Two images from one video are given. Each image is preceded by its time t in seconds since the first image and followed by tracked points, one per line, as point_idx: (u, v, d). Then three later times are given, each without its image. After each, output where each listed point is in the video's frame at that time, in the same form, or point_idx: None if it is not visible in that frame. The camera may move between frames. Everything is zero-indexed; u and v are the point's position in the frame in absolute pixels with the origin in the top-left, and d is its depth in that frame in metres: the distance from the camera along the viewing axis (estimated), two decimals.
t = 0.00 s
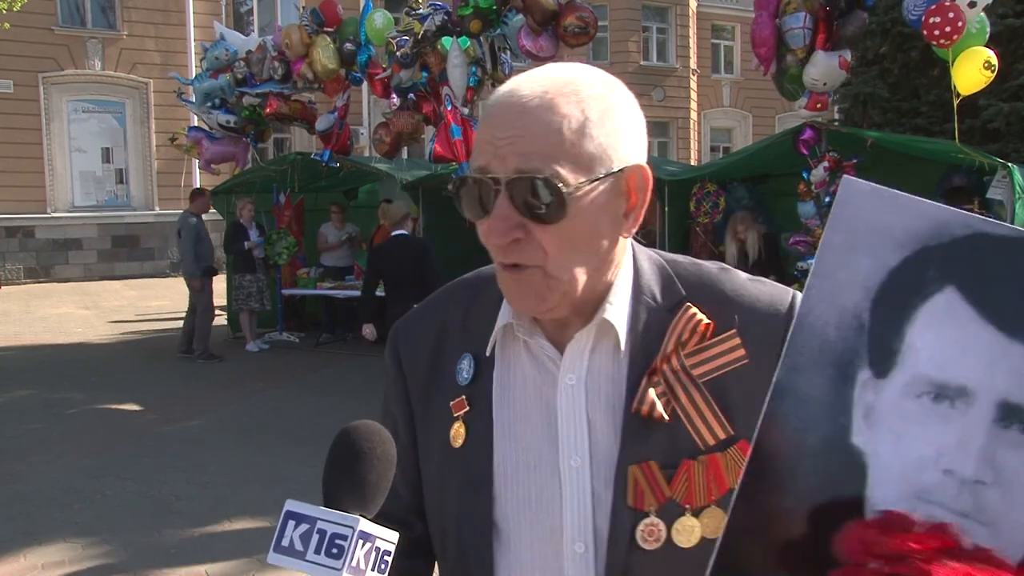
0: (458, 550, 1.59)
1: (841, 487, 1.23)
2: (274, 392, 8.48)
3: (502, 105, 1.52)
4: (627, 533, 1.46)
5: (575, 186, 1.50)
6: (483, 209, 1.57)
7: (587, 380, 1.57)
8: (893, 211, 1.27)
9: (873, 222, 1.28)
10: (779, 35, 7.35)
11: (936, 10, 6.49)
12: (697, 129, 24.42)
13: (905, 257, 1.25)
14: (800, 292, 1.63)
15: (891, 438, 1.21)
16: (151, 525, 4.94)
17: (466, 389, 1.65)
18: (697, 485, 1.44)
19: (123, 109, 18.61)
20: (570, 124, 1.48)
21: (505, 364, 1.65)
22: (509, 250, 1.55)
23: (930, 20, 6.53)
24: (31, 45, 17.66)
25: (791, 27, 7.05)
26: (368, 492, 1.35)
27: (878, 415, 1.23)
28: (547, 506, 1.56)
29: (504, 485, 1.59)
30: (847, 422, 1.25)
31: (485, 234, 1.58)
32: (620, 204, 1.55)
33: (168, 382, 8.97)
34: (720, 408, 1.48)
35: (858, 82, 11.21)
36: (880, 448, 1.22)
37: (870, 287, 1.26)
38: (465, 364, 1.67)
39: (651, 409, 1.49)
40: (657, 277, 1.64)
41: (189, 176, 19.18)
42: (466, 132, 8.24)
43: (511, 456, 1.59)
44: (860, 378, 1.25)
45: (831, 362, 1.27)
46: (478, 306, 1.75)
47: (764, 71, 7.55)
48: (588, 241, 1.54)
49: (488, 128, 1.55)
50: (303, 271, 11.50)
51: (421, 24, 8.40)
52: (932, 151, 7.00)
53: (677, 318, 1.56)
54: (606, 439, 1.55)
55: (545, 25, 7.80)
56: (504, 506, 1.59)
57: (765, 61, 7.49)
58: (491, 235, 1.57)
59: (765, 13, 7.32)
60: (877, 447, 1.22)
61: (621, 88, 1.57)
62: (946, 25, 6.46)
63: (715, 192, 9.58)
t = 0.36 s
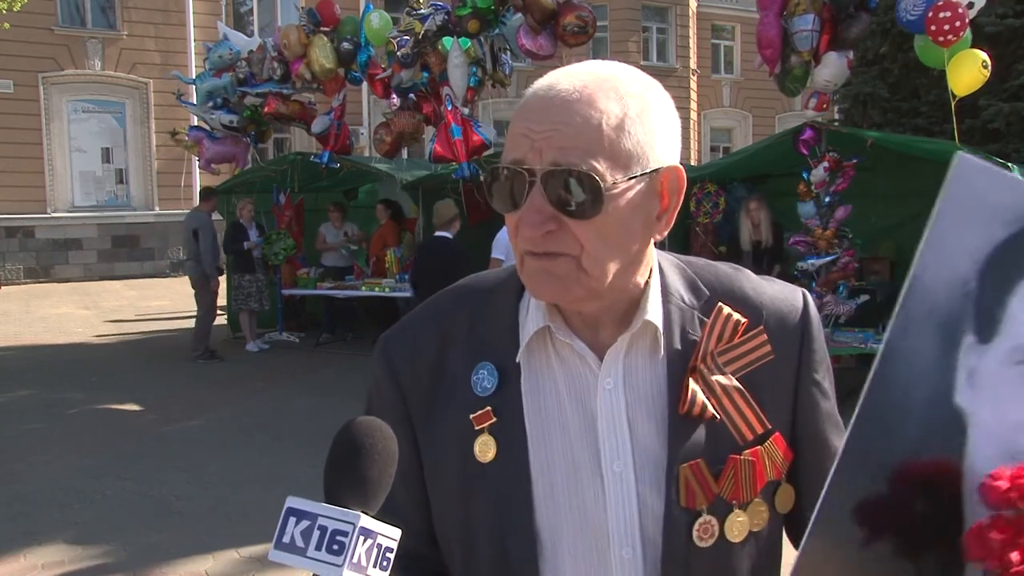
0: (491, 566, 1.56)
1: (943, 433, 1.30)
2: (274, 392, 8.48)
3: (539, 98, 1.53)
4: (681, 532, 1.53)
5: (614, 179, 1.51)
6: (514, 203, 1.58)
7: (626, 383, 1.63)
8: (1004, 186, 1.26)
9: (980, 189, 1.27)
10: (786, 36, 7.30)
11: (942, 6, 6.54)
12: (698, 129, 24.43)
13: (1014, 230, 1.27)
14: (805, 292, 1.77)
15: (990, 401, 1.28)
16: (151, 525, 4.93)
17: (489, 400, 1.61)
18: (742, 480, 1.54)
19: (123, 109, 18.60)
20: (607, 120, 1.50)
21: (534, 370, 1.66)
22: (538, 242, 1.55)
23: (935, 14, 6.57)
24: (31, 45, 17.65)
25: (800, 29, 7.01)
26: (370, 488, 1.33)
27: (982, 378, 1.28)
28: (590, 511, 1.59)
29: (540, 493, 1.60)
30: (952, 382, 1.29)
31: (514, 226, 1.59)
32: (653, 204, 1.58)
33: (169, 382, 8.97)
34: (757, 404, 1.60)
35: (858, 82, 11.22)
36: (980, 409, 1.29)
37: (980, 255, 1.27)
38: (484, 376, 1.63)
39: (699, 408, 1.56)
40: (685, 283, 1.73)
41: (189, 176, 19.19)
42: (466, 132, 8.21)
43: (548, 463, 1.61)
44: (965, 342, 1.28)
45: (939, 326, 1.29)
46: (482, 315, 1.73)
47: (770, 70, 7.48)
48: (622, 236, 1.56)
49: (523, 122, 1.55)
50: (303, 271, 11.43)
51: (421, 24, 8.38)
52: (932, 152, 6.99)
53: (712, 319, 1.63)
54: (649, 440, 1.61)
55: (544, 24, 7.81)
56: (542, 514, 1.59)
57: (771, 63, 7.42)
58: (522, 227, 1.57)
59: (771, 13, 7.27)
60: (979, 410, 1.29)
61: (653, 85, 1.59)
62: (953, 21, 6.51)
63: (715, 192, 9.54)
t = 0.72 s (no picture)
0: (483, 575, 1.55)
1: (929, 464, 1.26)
2: (274, 392, 8.48)
3: (515, 104, 1.52)
4: (671, 538, 1.52)
5: (590, 187, 1.51)
6: (494, 210, 1.58)
7: (615, 389, 1.63)
8: (992, 204, 1.25)
9: (966, 206, 1.26)
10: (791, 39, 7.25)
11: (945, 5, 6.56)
12: (698, 129, 24.45)
13: (1000, 244, 1.24)
14: (800, 290, 1.75)
15: (972, 427, 1.24)
16: (151, 525, 4.93)
17: (483, 408, 1.61)
18: (733, 486, 1.53)
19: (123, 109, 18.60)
20: (586, 126, 1.49)
21: (524, 378, 1.66)
22: (516, 249, 1.56)
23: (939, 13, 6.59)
24: (31, 45, 17.65)
25: (807, 33, 7.01)
26: (378, 489, 1.33)
27: (964, 405, 1.24)
28: (580, 518, 1.58)
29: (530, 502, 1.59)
30: (930, 409, 1.25)
31: (494, 232, 1.59)
32: (636, 208, 1.58)
33: (169, 382, 8.97)
34: (748, 409, 1.58)
35: (858, 82, 11.23)
36: (957, 437, 1.24)
37: (960, 274, 1.25)
38: (476, 384, 1.63)
39: (688, 416, 1.55)
40: (674, 284, 1.71)
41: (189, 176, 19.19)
42: (466, 133, 8.17)
43: (540, 471, 1.60)
44: (946, 367, 1.25)
45: (919, 350, 1.25)
46: (476, 322, 1.73)
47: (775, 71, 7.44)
48: (603, 243, 1.56)
49: (500, 129, 1.55)
50: (303, 271, 11.41)
51: (422, 24, 8.41)
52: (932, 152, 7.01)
53: (702, 324, 1.63)
54: (638, 445, 1.61)
55: (544, 24, 7.80)
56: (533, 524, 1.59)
57: (776, 65, 7.39)
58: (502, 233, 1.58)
59: (778, 15, 7.17)
60: (957, 436, 1.24)
61: (633, 88, 1.58)
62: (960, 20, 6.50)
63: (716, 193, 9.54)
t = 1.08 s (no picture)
0: (466, 562, 1.57)
1: (863, 543, 1.21)
2: (274, 391, 8.48)
3: (517, 92, 1.55)
4: (648, 539, 1.49)
5: (583, 171, 1.51)
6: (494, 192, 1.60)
7: (607, 382, 1.62)
8: (1003, 297, 1.17)
9: (975, 297, 1.18)
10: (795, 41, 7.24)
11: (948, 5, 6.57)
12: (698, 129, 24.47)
13: (1004, 345, 1.16)
14: (811, 296, 1.70)
15: (922, 527, 1.18)
16: (151, 525, 4.93)
17: (477, 390, 1.64)
18: (718, 489, 1.51)
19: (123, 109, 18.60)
20: (582, 110, 1.49)
21: (520, 365, 1.67)
22: (512, 231, 1.58)
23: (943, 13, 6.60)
24: (31, 45, 17.65)
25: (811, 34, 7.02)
26: (385, 486, 1.32)
27: (921, 501, 1.19)
28: (566, 512, 1.58)
29: (517, 493, 1.60)
30: (884, 497, 1.21)
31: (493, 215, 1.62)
32: (635, 198, 1.57)
33: (169, 382, 8.97)
34: (742, 414, 1.55)
35: (857, 82, 11.25)
36: (910, 533, 1.18)
37: (952, 370, 1.19)
38: (474, 364, 1.66)
39: (675, 414, 1.53)
40: (677, 279, 1.70)
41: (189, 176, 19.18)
42: (466, 133, 8.21)
43: (527, 462, 1.61)
44: (911, 459, 1.20)
45: (885, 439, 1.22)
46: (482, 308, 1.75)
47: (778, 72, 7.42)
48: (597, 230, 1.55)
49: (503, 115, 1.58)
50: (303, 271, 11.40)
51: (423, 24, 8.42)
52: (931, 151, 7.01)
53: (699, 321, 1.60)
54: (627, 443, 1.59)
55: (544, 24, 7.80)
56: (517, 511, 1.60)
57: (781, 67, 7.38)
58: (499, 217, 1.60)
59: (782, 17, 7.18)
60: (906, 532, 1.19)
61: (641, 80, 1.57)
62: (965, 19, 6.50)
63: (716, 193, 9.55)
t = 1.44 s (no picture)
0: (466, 562, 1.58)
1: (833, 563, 1.32)
2: (274, 392, 8.48)
3: (547, 89, 1.53)
4: (643, 536, 1.50)
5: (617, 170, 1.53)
6: (515, 191, 1.57)
7: (603, 381, 1.62)
8: (962, 326, 1.31)
9: (935, 330, 1.32)
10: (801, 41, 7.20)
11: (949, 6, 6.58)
12: (698, 129, 24.43)
13: (965, 374, 1.30)
14: (805, 290, 1.70)
15: (887, 553, 1.30)
16: (151, 525, 4.93)
17: (471, 392, 1.63)
18: (712, 486, 1.52)
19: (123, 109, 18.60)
20: (613, 109, 1.52)
21: (517, 365, 1.68)
22: (538, 229, 1.56)
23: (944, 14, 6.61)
24: (31, 45, 17.64)
25: (814, 33, 7.05)
26: (387, 483, 1.32)
27: (885, 529, 1.30)
28: (564, 511, 1.59)
29: (513, 494, 1.61)
30: (847, 527, 1.32)
31: (511, 211, 1.59)
32: (648, 200, 1.61)
33: (168, 382, 8.97)
34: (737, 410, 1.55)
35: (857, 83, 11.25)
36: (876, 559, 1.30)
37: (915, 400, 1.32)
38: (468, 365, 1.65)
39: (669, 412, 1.53)
40: (670, 277, 1.71)
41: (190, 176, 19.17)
42: (466, 133, 8.20)
43: (524, 462, 1.62)
44: (875, 490, 1.32)
45: (846, 468, 1.33)
46: (476, 307, 1.74)
47: (783, 74, 7.34)
48: (624, 229, 1.57)
49: (524, 112, 1.55)
50: (303, 271, 11.44)
51: (423, 24, 8.40)
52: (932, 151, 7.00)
53: (693, 318, 1.60)
54: (622, 440, 1.59)
55: (547, 23, 7.81)
56: (515, 511, 1.61)
57: (785, 67, 7.28)
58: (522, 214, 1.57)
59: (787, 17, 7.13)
60: (872, 559, 1.30)
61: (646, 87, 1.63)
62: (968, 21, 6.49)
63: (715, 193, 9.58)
